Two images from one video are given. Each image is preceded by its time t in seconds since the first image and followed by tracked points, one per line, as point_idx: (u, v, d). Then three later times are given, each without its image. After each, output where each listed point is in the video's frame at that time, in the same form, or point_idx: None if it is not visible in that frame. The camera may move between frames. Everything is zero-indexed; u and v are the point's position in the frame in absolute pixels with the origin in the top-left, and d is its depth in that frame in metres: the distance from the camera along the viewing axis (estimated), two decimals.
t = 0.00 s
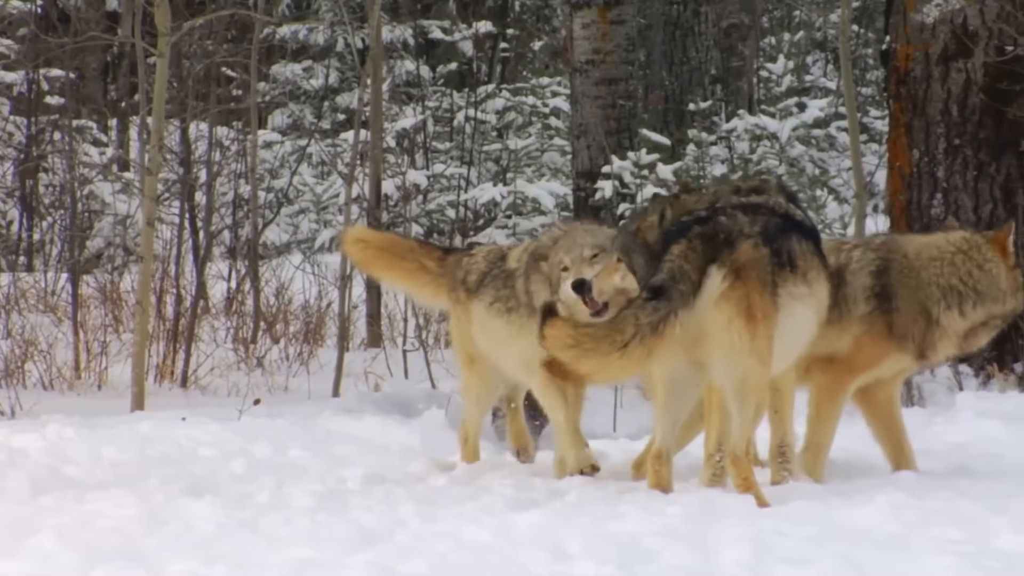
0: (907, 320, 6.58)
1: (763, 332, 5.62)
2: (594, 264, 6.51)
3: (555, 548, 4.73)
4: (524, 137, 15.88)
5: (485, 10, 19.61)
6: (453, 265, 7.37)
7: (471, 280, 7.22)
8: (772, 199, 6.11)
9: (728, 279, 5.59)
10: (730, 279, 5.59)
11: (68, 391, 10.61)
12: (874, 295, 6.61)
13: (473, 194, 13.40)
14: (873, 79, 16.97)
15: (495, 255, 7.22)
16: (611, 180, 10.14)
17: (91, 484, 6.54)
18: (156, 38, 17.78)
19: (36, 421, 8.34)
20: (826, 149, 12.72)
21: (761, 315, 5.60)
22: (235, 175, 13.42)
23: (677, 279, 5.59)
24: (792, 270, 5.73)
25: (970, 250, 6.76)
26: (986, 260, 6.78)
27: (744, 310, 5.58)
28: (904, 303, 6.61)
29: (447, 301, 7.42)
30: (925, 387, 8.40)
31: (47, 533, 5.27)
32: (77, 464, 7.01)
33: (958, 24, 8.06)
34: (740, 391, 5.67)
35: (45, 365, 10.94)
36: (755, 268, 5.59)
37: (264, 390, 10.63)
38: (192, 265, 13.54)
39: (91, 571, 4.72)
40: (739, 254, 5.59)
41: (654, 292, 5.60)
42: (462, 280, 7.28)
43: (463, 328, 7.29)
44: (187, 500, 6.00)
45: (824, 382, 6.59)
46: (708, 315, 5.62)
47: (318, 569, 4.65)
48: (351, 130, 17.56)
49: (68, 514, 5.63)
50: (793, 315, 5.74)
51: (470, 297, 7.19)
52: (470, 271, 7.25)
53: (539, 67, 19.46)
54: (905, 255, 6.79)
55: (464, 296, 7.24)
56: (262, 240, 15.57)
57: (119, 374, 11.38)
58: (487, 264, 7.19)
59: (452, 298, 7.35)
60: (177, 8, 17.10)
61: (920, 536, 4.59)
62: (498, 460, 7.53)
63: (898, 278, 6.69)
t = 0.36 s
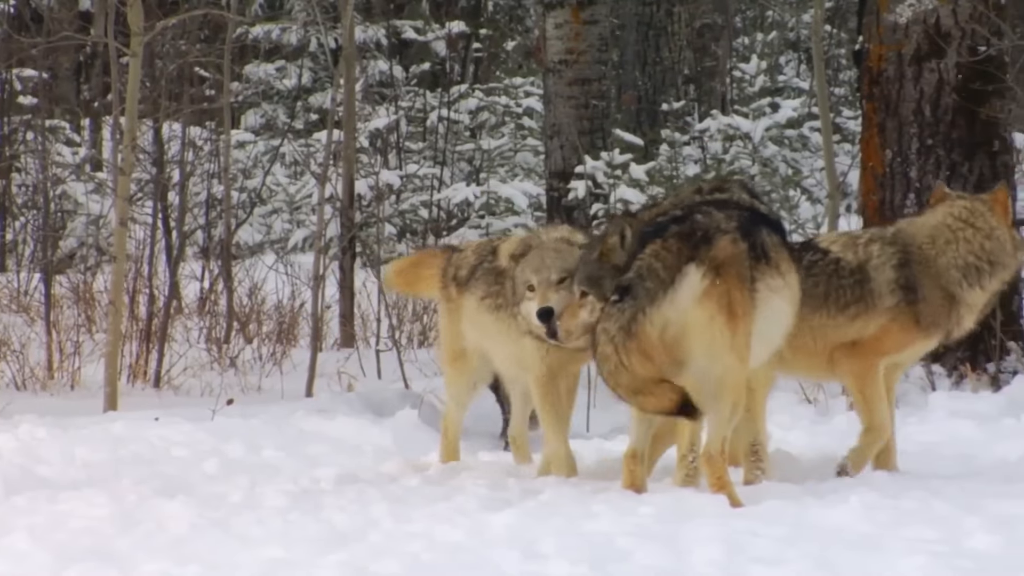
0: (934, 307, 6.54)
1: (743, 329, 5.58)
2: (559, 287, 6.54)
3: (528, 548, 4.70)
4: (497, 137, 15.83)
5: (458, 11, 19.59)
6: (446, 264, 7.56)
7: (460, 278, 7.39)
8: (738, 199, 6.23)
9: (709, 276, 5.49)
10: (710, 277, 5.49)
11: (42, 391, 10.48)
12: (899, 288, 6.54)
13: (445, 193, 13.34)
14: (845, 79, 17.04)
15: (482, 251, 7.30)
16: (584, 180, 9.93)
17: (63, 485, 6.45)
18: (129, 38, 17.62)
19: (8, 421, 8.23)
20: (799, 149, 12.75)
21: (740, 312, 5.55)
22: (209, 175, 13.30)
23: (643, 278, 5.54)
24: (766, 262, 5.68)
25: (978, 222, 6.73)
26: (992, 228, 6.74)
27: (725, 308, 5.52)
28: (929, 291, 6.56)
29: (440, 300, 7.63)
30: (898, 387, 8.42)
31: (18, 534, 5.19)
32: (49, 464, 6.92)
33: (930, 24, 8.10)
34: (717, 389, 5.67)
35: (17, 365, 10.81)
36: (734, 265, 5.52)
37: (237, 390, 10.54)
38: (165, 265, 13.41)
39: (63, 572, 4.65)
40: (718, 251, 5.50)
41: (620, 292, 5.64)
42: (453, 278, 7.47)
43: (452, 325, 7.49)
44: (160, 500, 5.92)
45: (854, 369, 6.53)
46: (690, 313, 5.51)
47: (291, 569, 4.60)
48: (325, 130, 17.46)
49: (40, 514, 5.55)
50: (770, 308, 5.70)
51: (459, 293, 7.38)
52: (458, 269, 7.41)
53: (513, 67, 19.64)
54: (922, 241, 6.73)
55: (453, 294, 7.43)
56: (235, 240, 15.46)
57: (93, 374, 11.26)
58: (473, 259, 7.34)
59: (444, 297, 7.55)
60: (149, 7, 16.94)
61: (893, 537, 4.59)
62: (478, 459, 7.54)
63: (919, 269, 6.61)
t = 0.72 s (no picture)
0: (943, 288, 6.55)
1: (716, 328, 5.60)
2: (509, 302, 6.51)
3: (499, 548, 4.66)
4: (467, 137, 15.79)
5: (428, 10, 19.53)
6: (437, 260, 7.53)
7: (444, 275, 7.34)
8: (704, 198, 6.24)
9: (683, 274, 5.50)
10: (685, 274, 5.50)
11: (11, 391, 10.33)
12: (904, 279, 6.54)
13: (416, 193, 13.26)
14: (815, 79, 17.11)
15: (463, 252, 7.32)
16: (554, 180, 10.17)
17: (33, 485, 6.36)
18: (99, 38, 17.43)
19: None
20: (770, 149, 12.77)
21: (714, 310, 5.57)
22: (179, 175, 13.17)
23: (614, 260, 5.55)
24: (737, 263, 5.72)
25: (960, 202, 6.80)
26: (972, 210, 6.81)
27: (698, 306, 5.53)
28: (934, 275, 6.55)
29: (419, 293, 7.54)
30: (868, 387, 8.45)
31: None
32: (19, 464, 6.82)
33: (900, 24, 8.08)
34: (689, 388, 5.64)
35: None
36: (708, 264, 5.55)
37: (208, 390, 10.43)
38: (135, 265, 13.27)
39: (32, 572, 4.58)
40: (691, 249, 5.53)
41: (590, 266, 5.62)
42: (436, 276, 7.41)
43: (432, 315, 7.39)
44: (130, 500, 5.84)
45: (889, 361, 6.53)
46: (664, 309, 5.52)
47: (261, 569, 4.54)
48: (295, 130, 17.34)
49: (10, 514, 5.47)
50: (740, 310, 5.75)
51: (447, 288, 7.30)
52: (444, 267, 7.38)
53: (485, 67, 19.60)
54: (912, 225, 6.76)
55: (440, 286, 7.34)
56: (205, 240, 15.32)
57: (63, 374, 11.12)
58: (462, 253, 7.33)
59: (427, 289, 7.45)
60: (118, 6, 16.76)
61: (863, 536, 4.59)
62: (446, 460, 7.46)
63: (919, 256, 6.60)
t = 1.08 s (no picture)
0: (921, 289, 6.56)
1: (685, 327, 5.60)
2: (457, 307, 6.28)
3: (470, 548, 4.63)
4: (438, 137, 15.74)
5: (399, 10, 19.47)
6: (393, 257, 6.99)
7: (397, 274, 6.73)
8: (669, 197, 6.24)
9: (653, 273, 5.50)
10: (655, 274, 5.50)
11: None
12: (881, 278, 6.56)
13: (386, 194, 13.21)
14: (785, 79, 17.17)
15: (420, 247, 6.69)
16: (525, 180, 10.12)
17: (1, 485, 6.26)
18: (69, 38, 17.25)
19: None
20: (740, 149, 12.80)
21: (683, 310, 5.58)
22: (150, 175, 13.04)
23: (586, 261, 5.43)
24: (706, 261, 5.76)
25: (936, 206, 6.85)
26: (949, 214, 6.85)
27: (670, 305, 5.54)
28: (910, 276, 6.57)
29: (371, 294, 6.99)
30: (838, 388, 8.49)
31: None
32: None
33: (870, 24, 8.06)
34: (659, 388, 5.62)
35: None
36: (678, 263, 5.56)
37: (178, 390, 10.33)
38: (105, 265, 13.13)
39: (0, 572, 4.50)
40: (662, 249, 5.54)
41: (564, 265, 5.42)
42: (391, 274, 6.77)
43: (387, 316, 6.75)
44: (100, 500, 5.77)
45: (864, 369, 6.50)
46: (632, 309, 5.52)
47: (231, 569, 4.48)
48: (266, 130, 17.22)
49: None
50: (710, 307, 5.78)
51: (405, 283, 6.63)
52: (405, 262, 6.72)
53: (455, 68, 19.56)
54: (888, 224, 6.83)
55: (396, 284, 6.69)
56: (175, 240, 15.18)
57: (33, 374, 10.98)
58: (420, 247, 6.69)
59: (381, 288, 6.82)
60: (87, 5, 16.59)
61: (834, 536, 4.59)
62: (414, 462, 7.37)
63: (896, 255, 6.65)
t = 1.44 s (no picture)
0: (892, 292, 6.57)
1: (667, 327, 5.65)
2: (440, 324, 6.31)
3: (445, 548, 4.60)
4: (413, 137, 15.69)
5: (374, 10, 19.41)
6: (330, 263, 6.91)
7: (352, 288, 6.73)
8: (641, 195, 6.28)
9: (641, 273, 5.54)
10: (642, 275, 5.54)
11: None
12: (853, 277, 6.56)
13: (361, 194, 13.15)
14: (761, 78, 17.21)
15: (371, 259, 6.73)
16: (501, 180, 10.10)
17: None
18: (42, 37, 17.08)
19: None
20: (715, 149, 12.82)
21: (666, 310, 5.63)
22: (125, 175, 12.92)
23: (586, 271, 5.41)
24: (681, 261, 5.84)
25: (914, 218, 6.88)
26: (925, 225, 6.85)
27: (655, 306, 5.57)
28: (882, 278, 6.59)
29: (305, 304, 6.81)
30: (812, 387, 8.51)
31: None
32: None
33: (845, 24, 8.07)
34: (641, 388, 5.61)
35: None
36: (660, 264, 5.61)
37: (153, 390, 10.22)
38: (79, 265, 12.99)
39: None
40: (648, 249, 5.59)
41: (562, 280, 5.38)
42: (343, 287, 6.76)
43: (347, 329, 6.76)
44: (74, 500, 5.70)
45: (830, 365, 6.52)
46: (620, 309, 5.51)
47: (206, 569, 4.43)
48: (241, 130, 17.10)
49: None
50: (685, 307, 5.84)
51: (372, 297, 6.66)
52: (365, 270, 6.69)
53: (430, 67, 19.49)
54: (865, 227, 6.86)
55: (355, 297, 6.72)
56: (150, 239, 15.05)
57: (6, 375, 10.85)
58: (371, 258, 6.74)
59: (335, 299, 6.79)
60: (61, 4, 16.43)
61: (810, 536, 4.59)
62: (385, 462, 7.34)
63: (869, 257, 6.66)
